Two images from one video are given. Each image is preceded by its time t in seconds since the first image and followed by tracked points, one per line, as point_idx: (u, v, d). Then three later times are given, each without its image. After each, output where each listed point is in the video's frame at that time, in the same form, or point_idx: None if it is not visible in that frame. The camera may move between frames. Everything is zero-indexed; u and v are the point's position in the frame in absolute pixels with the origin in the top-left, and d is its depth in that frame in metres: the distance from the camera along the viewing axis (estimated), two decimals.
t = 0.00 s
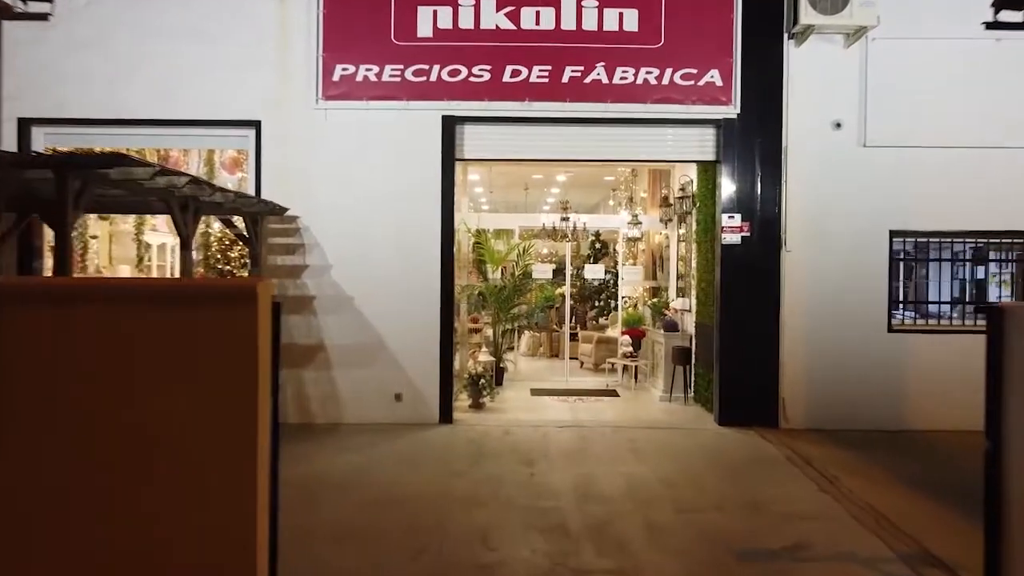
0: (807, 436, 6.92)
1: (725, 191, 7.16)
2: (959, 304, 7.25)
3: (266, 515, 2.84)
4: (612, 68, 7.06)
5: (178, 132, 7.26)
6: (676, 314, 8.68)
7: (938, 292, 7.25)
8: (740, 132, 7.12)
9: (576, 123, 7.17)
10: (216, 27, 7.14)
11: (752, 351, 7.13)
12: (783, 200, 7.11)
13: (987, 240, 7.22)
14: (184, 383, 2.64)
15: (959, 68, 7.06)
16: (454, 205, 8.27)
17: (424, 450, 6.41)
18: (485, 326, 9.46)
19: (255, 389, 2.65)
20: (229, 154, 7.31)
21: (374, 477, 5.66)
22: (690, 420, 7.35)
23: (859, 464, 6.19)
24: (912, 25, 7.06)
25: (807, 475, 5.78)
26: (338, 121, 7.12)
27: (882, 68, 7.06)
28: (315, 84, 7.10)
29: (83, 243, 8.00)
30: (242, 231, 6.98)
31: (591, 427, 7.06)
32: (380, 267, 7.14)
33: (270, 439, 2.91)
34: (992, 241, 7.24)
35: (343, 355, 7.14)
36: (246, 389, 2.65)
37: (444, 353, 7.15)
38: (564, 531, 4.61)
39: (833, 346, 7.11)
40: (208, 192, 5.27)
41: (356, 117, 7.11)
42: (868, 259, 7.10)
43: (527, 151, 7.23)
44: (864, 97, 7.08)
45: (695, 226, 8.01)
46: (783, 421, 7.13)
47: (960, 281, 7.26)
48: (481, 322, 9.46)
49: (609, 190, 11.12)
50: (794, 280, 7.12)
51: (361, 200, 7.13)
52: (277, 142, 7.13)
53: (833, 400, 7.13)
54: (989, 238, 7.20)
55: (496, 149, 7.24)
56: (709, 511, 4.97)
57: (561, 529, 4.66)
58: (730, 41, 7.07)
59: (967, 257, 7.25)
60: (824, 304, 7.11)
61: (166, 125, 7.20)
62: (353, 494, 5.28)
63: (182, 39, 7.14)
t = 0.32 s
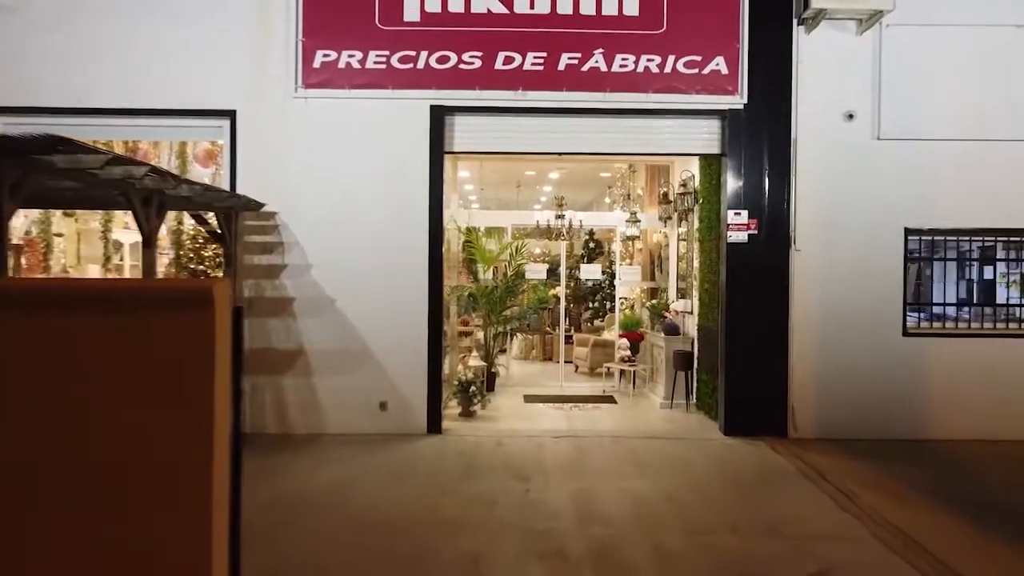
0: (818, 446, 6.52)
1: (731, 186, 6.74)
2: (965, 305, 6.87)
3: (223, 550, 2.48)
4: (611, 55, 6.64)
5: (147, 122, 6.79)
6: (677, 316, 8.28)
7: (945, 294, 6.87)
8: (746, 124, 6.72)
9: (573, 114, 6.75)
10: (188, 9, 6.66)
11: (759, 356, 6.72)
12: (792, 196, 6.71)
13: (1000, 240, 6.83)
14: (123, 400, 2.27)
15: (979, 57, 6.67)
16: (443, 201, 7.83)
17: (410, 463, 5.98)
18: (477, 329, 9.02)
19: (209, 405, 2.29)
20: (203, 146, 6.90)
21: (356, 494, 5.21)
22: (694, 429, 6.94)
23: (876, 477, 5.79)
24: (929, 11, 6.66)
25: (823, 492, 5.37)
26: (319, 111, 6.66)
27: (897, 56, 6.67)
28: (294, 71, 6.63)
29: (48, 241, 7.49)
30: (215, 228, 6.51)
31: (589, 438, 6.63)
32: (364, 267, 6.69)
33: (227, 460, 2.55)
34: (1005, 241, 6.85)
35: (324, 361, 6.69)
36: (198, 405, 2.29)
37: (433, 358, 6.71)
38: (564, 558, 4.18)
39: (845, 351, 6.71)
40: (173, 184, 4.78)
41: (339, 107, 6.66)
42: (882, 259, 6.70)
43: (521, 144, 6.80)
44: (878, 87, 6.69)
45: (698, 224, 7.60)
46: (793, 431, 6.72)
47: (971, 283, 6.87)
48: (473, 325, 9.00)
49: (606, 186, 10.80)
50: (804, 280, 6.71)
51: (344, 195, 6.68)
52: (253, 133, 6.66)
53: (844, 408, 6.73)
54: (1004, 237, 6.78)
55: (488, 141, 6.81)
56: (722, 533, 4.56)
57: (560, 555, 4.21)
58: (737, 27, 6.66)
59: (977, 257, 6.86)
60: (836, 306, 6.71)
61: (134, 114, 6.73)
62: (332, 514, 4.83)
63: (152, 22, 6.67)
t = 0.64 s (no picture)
0: (832, 459, 6.10)
1: (738, 181, 6.31)
2: (973, 307, 6.44)
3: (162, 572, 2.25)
4: (610, 39, 6.19)
5: (110, 109, 6.28)
6: (677, 319, 7.82)
7: (951, 295, 6.43)
8: (754, 114, 6.29)
9: (570, 102, 6.31)
10: None
11: (768, 361, 6.30)
12: (803, 191, 6.28)
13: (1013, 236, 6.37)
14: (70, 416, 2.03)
15: (1000, 43, 6.26)
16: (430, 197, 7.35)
17: (394, 478, 5.52)
18: (466, 333, 8.53)
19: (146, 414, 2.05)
20: (171, 137, 6.39)
21: (333, 515, 4.75)
22: (698, 440, 6.50)
23: (898, 493, 5.38)
24: None
25: (842, 511, 4.95)
26: (296, 98, 6.19)
27: (914, 42, 6.25)
28: (269, 55, 6.16)
29: (4, 238, 6.94)
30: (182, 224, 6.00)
31: (587, 450, 6.19)
32: (345, 267, 6.22)
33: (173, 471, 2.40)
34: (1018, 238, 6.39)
35: (302, 368, 6.21)
36: (135, 416, 2.04)
37: (419, 364, 6.24)
38: None
39: (859, 356, 6.29)
40: (129, 175, 4.29)
41: (318, 95, 6.19)
42: (899, 258, 6.29)
43: (513, 135, 6.35)
44: (894, 75, 6.27)
45: (701, 222, 7.17)
46: (803, 442, 6.29)
47: (978, 283, 6.43)
48: (463, 327, 8.53)
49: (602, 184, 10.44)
50: (815, 281, 6.29)
51: (322, 189, 6.20)
52: (225, 122, 6.18)
53: (859, 417, 6.30)
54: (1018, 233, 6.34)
55: (479, 132, 6.36)
56: (738, 560, 4.13)
57: None
58: (744, 10, 6.22)
59: (986, 255, 6.42)
60: (849, 308, 6.29)
61: (95, 101, 6.22)
62: (308, 539, 4.38)
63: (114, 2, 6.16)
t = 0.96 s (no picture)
0: (845, 470, 5.73)
1: (744, 176, 5.94)
2: (978, 308, 6.11)
3: None
4: (608, 22, 5.80)
5: (71, 98, 5.84)
6: (677, 322, 7.44)
7: (956, 296, 6.07)
8: (762, 103, 5.92)
9: (566, 90, 5.92)
10: None
11: (776, 366, 5.93)
12: (814, 185, 5.90)
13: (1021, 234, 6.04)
14: None
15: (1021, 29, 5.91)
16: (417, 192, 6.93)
17: (377, 493, 5.11)
18: (456, 335, 8.14)
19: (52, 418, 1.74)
20: (139, 127, 5.99)
21: (309, 536, 4.35)
22: (701, 450, 6.12)
23: (919, 508, 5.01)
24: None
25: (862, 530, 4.59)
26: (273, 86, 5.77)
27: (931, 27, 5.89)
28: (243, 39, 5.74)
29: None
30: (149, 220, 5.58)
31: (584, 461, 5.80)
32: (326, 266, 5.80)
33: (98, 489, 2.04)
34: None
35: (278, 374, 5.79)
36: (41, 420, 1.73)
37: (405, 370, 5.83)
38: None
39: (873, 360, 5.93)
40: (79, 163, 3.87)
41: (295, 81, 5.78)
42: (915, 256, 5.92)
43: (505, 126, 5.96)
44: (909, 63, 5.91)
45: (704, 218, 6.79)
46: (814, 452, 5.92)
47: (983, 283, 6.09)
48: (452, 329, 8.14)
49: (596, 180, 10.08)
50: (827, 281, 5.92)
51: (301, 183, 5.79)
52: (195, 111, 5.75)
53: (872, 427, 5.94)
54: None
55: (469, 122, 5.96)
56: None
57: None
58: None
59: (994, 254, 6.06)
60: (862, 310, 5.92)
61: (55, 88, 5.77)
62: (279, 563, 3.97)
63: None
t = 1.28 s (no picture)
0: (860, 484, 5.35)
1: (751, 169, 5.54)
2: (984, 312, 5.70)
3: None
4: (607, 3, 5.39)
5: (19, 82, 5.36)
6: (677, 325, 7.07)
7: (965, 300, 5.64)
8: (770, 91, 5.52)
9: (561, 77, 5.51)
10: None
11: (785, 373, 5.54)
12: (827, 179, 5.51)
13: None
14: None
15: None
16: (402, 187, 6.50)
17: (357, 513, 4.69)
18: (443, 339, 7.71)
19: None
20: (100, 115, 5.52)
21: (278, 565, 3.92)
22: (706, 462, 5.73)
23: (942, 528, 4.64)
24: None
25: (886, 554, 4.21)
26: (244, 71, 5.33)
27: (951, 9, 5.50)
28: (211, 19, 5.29)
29: None
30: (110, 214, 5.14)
31: (581, 475, 5.39)
32: (302, 266, 5.37)
33: None
34: None
35: (250, 383, 5.35)
36: None
37: (387, 378, 5.40)
38: None
39: (889, 366, 5.55)
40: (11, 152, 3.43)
41: (268, 66, 5.35)
42: (934, 255, 5.54)
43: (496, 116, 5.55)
44: (927, 48, 5.52)
45: (708, 215, 6.40)
46: (826, 465, 5.53)
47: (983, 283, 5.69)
48: (439, 332, 7.70)
49: (590, 176, 9.72)
50: (840, 282, 5.53)
51: (275, 176, 5.35)
52: (160, 98, 5.30)
53: (888, 438, 5.55)
54: None
55: (457, 111, 5.56)
56: None
57: None
58: None
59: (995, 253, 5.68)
60: (877, 314, 5.54)
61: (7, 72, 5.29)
62: None
63: None
